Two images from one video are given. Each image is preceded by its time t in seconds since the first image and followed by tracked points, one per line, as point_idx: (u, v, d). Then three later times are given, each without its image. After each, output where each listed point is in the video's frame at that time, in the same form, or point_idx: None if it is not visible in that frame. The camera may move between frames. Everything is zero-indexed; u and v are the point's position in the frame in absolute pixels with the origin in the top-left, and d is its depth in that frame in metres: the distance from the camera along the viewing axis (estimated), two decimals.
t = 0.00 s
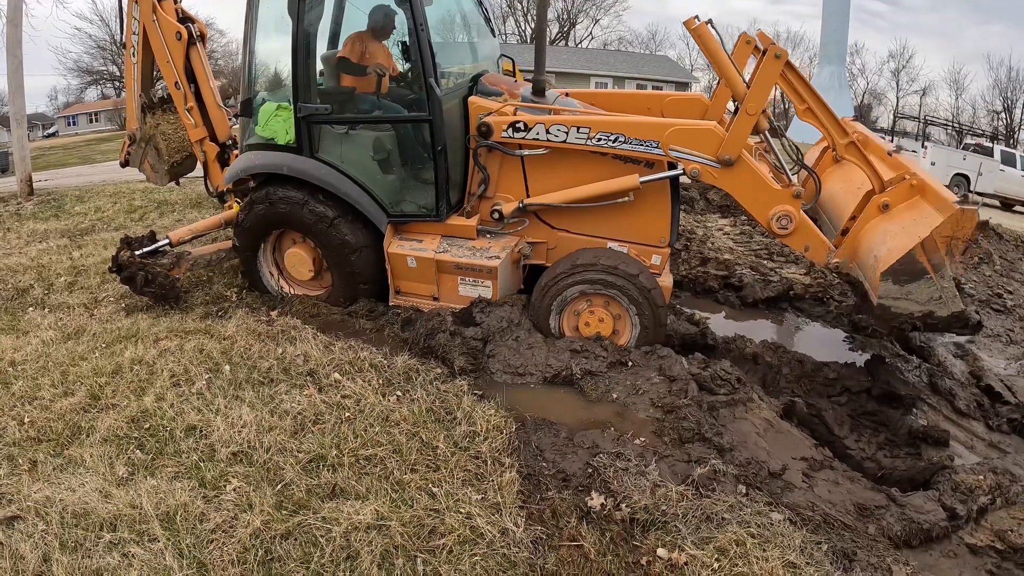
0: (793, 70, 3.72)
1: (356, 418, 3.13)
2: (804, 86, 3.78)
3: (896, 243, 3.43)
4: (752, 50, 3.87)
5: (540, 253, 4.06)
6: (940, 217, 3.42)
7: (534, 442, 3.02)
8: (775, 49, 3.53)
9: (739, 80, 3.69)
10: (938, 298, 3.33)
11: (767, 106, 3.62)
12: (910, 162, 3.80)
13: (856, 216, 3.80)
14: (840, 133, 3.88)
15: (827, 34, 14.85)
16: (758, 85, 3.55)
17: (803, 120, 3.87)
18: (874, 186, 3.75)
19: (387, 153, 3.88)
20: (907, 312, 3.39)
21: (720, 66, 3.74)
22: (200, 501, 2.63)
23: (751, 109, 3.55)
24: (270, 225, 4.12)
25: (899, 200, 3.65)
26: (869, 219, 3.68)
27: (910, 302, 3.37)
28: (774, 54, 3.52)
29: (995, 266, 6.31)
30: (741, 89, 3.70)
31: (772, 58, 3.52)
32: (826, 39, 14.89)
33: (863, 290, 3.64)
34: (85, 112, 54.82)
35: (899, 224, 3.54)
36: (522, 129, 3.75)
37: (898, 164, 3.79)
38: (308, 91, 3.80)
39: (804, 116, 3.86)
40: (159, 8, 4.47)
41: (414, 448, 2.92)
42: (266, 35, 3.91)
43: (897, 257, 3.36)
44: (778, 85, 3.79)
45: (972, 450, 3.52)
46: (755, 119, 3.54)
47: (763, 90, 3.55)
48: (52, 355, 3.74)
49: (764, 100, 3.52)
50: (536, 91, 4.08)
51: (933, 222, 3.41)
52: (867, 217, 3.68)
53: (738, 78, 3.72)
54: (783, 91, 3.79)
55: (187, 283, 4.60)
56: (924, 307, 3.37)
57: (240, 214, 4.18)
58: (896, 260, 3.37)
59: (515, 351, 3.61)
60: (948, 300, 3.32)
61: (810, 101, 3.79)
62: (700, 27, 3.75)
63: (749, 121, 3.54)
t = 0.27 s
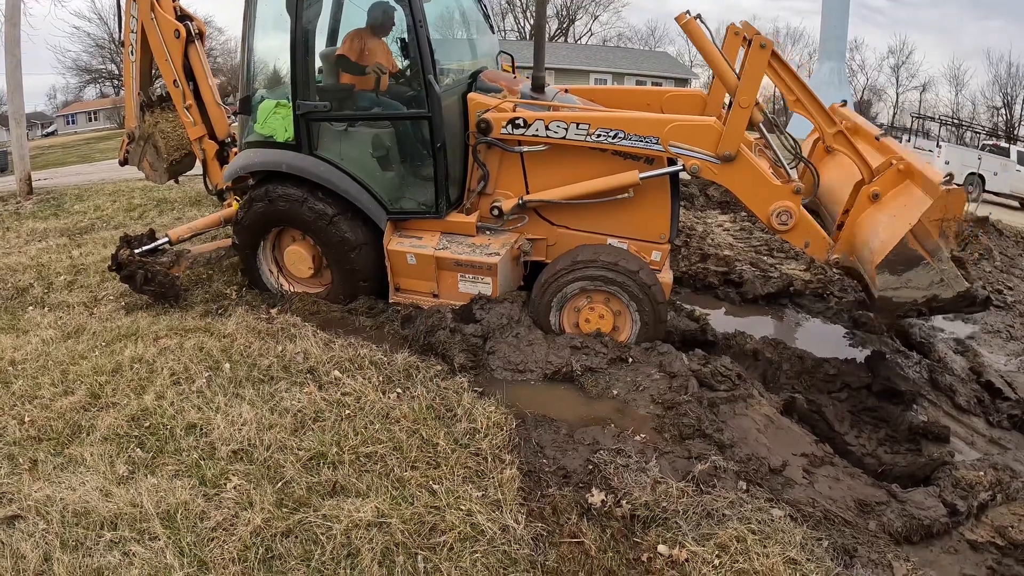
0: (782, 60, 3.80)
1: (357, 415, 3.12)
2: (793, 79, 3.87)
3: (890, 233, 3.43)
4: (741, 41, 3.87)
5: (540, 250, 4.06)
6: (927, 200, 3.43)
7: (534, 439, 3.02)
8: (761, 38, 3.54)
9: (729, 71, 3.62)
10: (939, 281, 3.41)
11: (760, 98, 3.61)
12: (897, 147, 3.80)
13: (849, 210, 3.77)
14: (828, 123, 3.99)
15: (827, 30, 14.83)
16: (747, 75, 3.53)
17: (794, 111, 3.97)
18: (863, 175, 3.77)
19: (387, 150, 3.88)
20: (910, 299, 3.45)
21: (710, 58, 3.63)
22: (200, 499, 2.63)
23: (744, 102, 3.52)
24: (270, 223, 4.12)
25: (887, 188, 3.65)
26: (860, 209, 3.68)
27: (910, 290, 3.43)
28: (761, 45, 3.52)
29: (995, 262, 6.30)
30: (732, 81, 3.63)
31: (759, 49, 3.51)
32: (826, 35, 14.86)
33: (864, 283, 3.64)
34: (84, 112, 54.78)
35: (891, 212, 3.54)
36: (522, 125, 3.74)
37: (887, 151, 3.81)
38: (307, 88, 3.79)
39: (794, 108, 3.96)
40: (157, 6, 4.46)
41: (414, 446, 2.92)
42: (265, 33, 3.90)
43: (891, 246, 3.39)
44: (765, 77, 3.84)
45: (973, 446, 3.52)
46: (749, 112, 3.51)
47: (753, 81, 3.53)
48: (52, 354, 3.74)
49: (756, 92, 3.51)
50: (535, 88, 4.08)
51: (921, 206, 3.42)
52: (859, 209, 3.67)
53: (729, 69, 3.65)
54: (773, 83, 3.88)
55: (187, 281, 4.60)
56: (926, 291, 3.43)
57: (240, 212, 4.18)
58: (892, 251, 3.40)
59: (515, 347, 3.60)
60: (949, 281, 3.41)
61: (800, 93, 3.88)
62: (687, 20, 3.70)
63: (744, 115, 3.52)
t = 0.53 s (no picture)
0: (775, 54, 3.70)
1: (356, 412, 3.12)
2: (787, 72, 3.73)
3: (887, 228, 3.42)
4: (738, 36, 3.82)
5: (539, 246, 4.05)
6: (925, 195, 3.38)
7: (534, 435, 3.02)
8: (755, 33, 3.47)
9: (726, 64, 3.55)
10: (939, 274, 3.38)
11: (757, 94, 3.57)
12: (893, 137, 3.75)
13: (846, 205, 3.78)
14: (824, 117, 3.82)
15: (826, 27, 14.81)
16: (745, 71, 3.48)
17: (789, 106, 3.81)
18: (858, 170, 3.70)
19: (386, 147, 3.87)
20: (910, 293, 3.43)
21: (704, 51, 3.57)
22: (200, 497, 2.63)
23: (741, 97, 3.49)
24: (269, 220, 4.11)
25: (884, 183, 3.61)
26: (858, 206, 3.67)
27: (911, 284, 3.41)
28: (756, 39, 3.46)
29: (995, 259, 6.29)
30: (730, 76, 3.55)
31: (753, 45, 3.46)
32: (826, 32, 14.84)
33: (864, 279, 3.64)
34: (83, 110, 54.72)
35: (888, 207, 3.52)
36: (521, 122, 3.73)
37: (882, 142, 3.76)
38: (306, 85, 3.78)
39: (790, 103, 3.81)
40: (156, 3, 4.45)
41: (414, 442, 2.91)
42: (263, 30, 3.89)
43: (889, 242, 3.38)
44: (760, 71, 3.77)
45: (973, 443, 3.52)
46: (747, 107, 3.48)
47: (750, 76, 3.49)
48: (52, 352, 3.74)
49: (752, 88, 3.47)
50: (535, 84, 4.06)
51: (918, 201, 3.39)
52: (857, 204, 3.66)
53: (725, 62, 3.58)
54: (766, 77, 3.76)
55: (186, 278, 4.59)
56: (927, 284, 3.40)
57: (239, 209, 4.17)
58: (889, 246, 3.38)
59: (515, 344, 3.60)
60: (949, 273, 3.37)
61: (795, 87, 3.74)
62: (683, 15, 3.68)
63: (742, 111, 3.49)
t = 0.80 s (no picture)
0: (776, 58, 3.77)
1: (355, 410, 3.12)
2: (787, 75, 3.84)
3: (884, 233, 3.41)
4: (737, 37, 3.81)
5: (539, 245, 4.05)
6: (922, 198, 3.35)
7: (533, 434, 3.02)
8: (756, 36, 3.51)
9: (726, 66, 3.57)
10: (936, 278, 3.33)
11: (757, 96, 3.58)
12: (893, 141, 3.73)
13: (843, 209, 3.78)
14: (823, 120, 3.94)
15: (826, 26, 14.81)
16: (745, 72, 3.51)
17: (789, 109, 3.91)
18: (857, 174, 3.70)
19: (385, 145, 3.87)
20: (907, 297, 3.40)
21: (706, 53, 3.58)
22: (199, 495, 2.63)
23: (741, 100, 3.50)
24: (268, 218, 4.10)
25: (882, 186, 3.60)
26: (855, 211, 3.67)
27: (909, 288, 3.38)
28: (756, 41, 3.50)
29: (994, 258, 6.29)
30: (730, 78, 3.57)
31: (754, 47, 3.49)
32: (825, 31, 14.84)
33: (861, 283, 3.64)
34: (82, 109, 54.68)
35: (886, 211, 3.50)
36: (520, 120, 3.72)
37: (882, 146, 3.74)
38: (305, 83, 3.78)
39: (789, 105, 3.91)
40: (155, 1, 4.44)
41: (413, 441, 2.91)
42: (263, 28, 3.88)
43: (885, 247, 3.36)
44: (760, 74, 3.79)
45: (972, 442, 3.52)
46: (746, 110, 3.49)
47: (750, 79, 3.50)
48: (51, 350, 3.74)
49: (752, 90, 3.49)
50: (533, 82, 4.06)
51: (915, 205, 3.35)
52: (854, 208, 3.66)
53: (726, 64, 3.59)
54: (767, 79, 3.83)
55: (185, 277, 4.59)
56: (924, 289, 3.37)
57: (238, 208, 4.16)
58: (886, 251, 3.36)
59: (515, 343, 3.60)
60: (946, 278, 3.33)
61: (794, 89, 3.83)
62: (685, 17, 3.69)
63: (742, 113, 3.50)
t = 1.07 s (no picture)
0: (775, 82, 3.79)
1: (353, 411, 3.12)
2: (784, 98, 3.87)
3: (868, 260, 3.45)
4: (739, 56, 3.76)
5: (537, 245, 4.05)
6: (907, 231, 3.41)
7: (531, 434, 3.02)
8: (758, 59, 3.55)
9: (726, 88, 3.63)
10: (914, 309, 3.40)
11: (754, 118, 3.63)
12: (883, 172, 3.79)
13: (829, 233, 3.83)
14: (816, 145, 3.98)
15: (824, 27, 14.84)
16: (745, 94, 3.56)
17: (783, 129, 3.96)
18: (845, 200, 3.76)
19: (383, 145, 3.87)
20: (884, 325, 3.45)
21: (708, 73, 3.64)
22: (197, 496, 2.63)
23: (739, 120, 3.54)
24: (266, 219, 4.10)
25: (869, 215, 3.66)
26: (841, 236, 3.71)
27: (887, 316, 3.43)
28: (758, 66, 3.54)
29: (992, 259, 6.31)
30: (729, 98, 3.63)
31: (755, 70, 3.53)
32: (823, 32, 14.87)
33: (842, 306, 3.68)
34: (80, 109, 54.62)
35: (871, 239, 3.55)
36: (519, 124, 3.74)
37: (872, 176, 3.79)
38: (304, 83, 3.78)
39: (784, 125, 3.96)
40: (154, 1, 4.44)
41: (411, 441, 2.91)
42: (261, 27, 3.88)
43: (868, 275, 3.40)
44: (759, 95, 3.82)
45: (970, 442, 3.53)
46: (743, 131, 3.53)
47: (749, 102, 3.56)
48: (49, 351, 3.73)
49: (751, 112, 3.54)
50: (532, 83, 4.06)
51: (900, 237, 3.41)
52: (840, 234, 3.70)
53: (726, 85, 3.66)
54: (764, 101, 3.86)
55: (183, 277, 4.59)
56: (902, 318, 3.42)
57: (236, 208, 4.16)
58: (869, 279, 3.40)
59: (512, 343, 3.60)
60: (925, 308, 3.39)
61: (789, 110, 3.89)
62: (690, 36, 3.68)
63: (738, 133, 3.54)
